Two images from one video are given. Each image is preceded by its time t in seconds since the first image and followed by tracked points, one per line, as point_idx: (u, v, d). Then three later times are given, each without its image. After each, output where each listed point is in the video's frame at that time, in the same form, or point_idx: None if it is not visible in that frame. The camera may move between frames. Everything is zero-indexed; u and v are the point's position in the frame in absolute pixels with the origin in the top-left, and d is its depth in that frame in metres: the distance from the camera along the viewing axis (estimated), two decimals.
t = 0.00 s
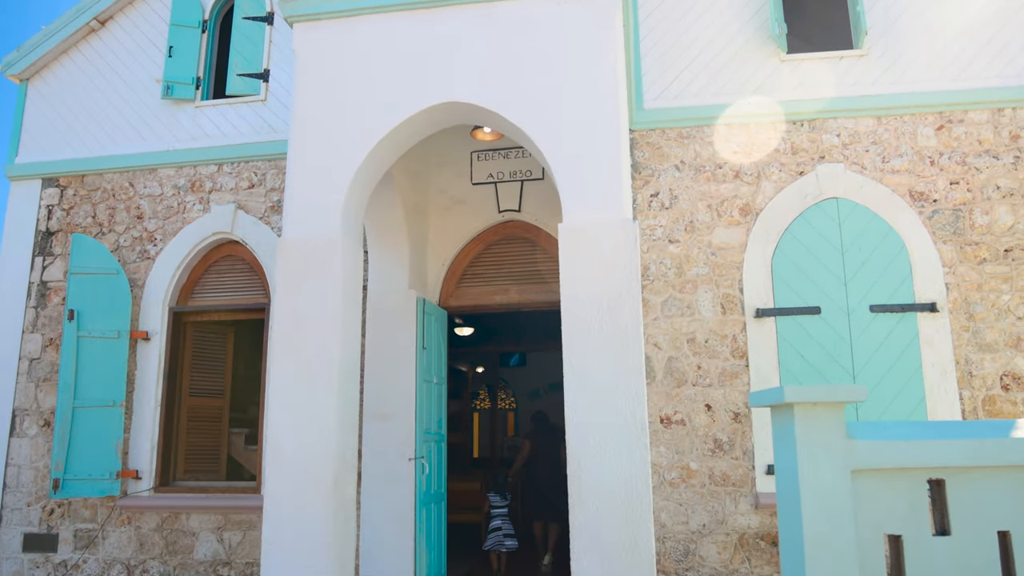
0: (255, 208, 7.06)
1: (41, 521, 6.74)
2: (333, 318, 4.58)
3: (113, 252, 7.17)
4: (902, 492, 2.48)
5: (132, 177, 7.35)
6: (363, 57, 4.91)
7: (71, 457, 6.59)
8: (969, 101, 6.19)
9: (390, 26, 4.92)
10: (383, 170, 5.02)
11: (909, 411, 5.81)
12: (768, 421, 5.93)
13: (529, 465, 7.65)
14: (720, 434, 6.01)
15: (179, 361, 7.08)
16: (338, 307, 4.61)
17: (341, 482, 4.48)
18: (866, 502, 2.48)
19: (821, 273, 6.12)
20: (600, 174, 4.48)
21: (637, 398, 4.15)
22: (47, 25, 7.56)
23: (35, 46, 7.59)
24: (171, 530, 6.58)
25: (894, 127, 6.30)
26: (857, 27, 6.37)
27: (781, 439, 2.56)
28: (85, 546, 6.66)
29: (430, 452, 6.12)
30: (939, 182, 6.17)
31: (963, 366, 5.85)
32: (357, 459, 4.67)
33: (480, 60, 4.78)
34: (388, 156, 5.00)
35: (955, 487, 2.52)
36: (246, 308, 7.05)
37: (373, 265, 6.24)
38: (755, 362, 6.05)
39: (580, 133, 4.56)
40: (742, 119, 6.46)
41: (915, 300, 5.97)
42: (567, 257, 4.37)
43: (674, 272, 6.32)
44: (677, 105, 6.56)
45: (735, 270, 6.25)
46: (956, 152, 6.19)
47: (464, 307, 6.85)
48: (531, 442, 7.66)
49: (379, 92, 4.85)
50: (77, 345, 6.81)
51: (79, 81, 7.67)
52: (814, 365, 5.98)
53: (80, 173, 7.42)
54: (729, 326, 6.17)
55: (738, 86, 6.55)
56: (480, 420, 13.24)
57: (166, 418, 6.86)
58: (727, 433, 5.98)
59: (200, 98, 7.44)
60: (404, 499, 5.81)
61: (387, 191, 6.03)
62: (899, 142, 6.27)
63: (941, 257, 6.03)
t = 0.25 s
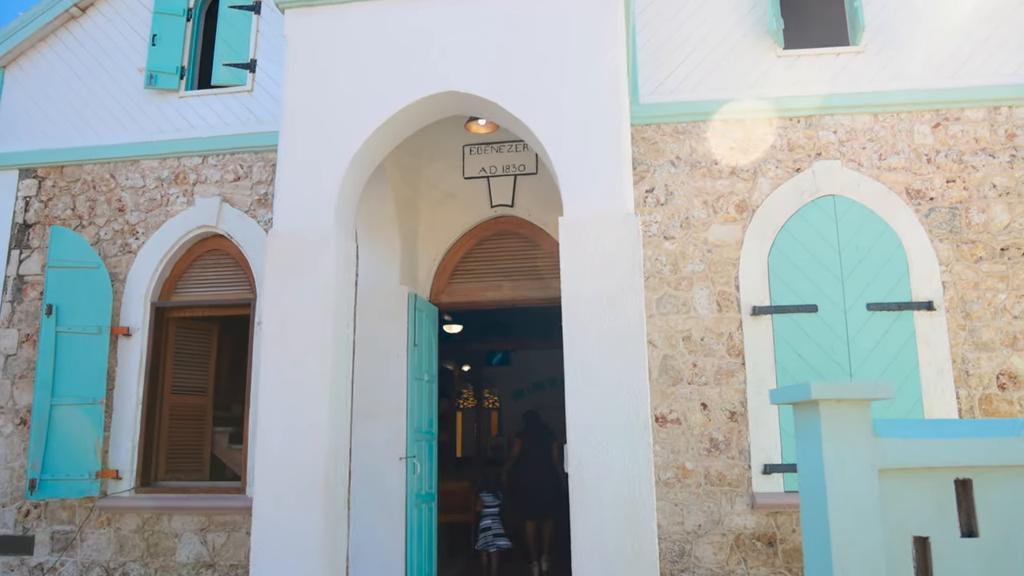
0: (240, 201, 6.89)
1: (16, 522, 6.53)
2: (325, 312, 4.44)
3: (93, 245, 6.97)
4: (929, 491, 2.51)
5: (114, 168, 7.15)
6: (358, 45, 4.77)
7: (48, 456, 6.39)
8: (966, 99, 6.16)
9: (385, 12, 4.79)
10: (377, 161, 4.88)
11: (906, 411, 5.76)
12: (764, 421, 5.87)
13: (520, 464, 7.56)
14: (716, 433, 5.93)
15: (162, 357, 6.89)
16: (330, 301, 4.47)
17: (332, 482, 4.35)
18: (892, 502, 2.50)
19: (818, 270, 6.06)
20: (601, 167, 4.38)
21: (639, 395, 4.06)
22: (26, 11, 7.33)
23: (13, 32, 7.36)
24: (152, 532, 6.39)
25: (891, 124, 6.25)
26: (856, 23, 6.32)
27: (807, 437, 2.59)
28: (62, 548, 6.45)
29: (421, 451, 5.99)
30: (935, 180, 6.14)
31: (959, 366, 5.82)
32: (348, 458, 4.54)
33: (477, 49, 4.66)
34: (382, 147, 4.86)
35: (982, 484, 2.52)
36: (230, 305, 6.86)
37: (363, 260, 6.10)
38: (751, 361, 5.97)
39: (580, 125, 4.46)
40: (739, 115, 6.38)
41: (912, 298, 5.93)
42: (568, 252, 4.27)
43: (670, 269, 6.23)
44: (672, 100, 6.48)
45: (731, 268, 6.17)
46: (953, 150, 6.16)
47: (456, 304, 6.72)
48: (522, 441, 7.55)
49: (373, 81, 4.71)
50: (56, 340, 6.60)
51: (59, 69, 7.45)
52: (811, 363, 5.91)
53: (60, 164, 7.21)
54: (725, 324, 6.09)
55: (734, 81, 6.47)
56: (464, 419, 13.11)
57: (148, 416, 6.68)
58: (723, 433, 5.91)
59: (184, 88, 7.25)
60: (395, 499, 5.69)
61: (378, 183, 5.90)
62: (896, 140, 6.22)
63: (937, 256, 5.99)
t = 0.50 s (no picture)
0: (226, 193, 6.71)
1: None
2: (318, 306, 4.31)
3: (73, 238, 6.76)
4: (960, 488, 2.53)
5: (94, 159, 6.94)
6: (352, 30, 4.64)
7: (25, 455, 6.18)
8: (963, 97, 6.13)
9: None
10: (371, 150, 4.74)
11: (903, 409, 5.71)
12: (761, 419, 5.79)
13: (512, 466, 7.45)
14: (712, 432, 5.85)
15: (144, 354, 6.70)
16: (323, 294, 4.33)
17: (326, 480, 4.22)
18: (922, 498, 2.52)
19: (815, 267, 6.00)
20: (604, 157, 4.27)
21: (644, 392, 3.96)
22: None
23: None
24: (133, 533, 6.20)
25: (888, 121, 6.21)
26: (854, 18, 6.28)
27: (834, 432, 2.63)
28: (39, 551, 6.24)
29: (413, 450, 5.86)
30: (933, 177, 6.10)
31: (956, 364, 5.78)
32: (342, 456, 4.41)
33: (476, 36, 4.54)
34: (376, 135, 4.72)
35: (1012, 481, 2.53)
36: (215, 299, 6.67)
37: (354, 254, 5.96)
38: (748, 359, 5.90)
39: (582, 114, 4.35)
40: (736, 110, 6.31)
41: (910, 296, 5.88)
42: (570, 244, 4.16)
43: (666, 265, 6.14)
44: (669, 94, 6.41)
45: (727, 265, 6.10)
46: (950, 148, 6.12)
47: (447, 300, 6.58)
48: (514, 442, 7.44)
49: (368, 68, 4.58)
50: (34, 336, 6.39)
51: (38, 57, 7.23)
52: (808, 361, 5.85)
53: (38, 154, 6.99)
54: (721, 321, 6.01)
55: (731, 76, 6.40)
56: (449, 419, 12.97)
57: (129, 414, 6.48)
58: (719, 432, 5.83)
59: (169, 78, 7.06)
60: (386, 499, 5.55)
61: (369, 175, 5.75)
62: (893, 137, 6.18)
63: (934, 254, 5.95)
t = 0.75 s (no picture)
0: (212, 185, 6.53)
1: None
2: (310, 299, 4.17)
3: (52, 230, 6.56)
4: (996, 488, 2.51)
5: (75, 149, 6.74)
6: (346, 16, 4.50)
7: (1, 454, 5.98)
8: (960, 94, 6.09)
9: None
10: (364, 139, 4.60)
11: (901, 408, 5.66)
12: (759, 418, 5.72)
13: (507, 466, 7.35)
14: (709, 431, 5.76)
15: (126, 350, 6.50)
16: (315, 286, 4.19)
17: (318, 479, 4.08)
18: (958, 497, 2.50)
19: (812, 264, 5.93)
20: (606, 148, 4.16)
21: (648, 388, 3.86)
22: None
23: None
24: (114, 534, 6.01)
25: (886, 118, 6.16)
26: (851, 13, 6.22)
27: (866, 429, 2.61)
28: (15, 553, 6.04)
29: (405, 449, 5.73)
30: (930, 175, 6.05)
31: (954, 363, 5.74)
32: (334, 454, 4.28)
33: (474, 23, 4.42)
34: (371, 124, 4.59)
35: None
36: (199, 294, 6.49)
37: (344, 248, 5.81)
38: (745, 356, 5.82)
39: (584, 104, 4.24)
40: (733, 105, 6.23)
41: (907, 294, 5.83)
42: (571, 237, 4.05)
43: (662, 261, 6.05)
44: (665, 88, 6.32)
45: (724, 261, 6.02)
46: (947, 145, 6.08)
47: (439, 296, 6.45)
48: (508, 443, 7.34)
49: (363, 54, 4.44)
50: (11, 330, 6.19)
51: (16, 43, 7.02)
52: (806, 359, 5.78)
53: (16, 143, 6.78)
54: (718, 318, 5.93)
55: (728, 71, 6.32)
56: (435, 418, 12.84)
57: (110, 411, 6.29)
58: (716, 431, 5.74)
59: (153, 67, 6.87)
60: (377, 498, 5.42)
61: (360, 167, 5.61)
62: (891, 133, 6.13)
63: (932, 251, 5.91)
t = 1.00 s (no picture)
0: (198, 177, 6.36)
1: None
2: (303, 293, 4.03)
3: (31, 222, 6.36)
4: None
5: (56, 138, 6.54)
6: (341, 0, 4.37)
7: None
8: (959, 91, 6.05)
9: None
10: (358, 128, 4.47)
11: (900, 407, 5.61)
12: (757, 416, 5.64)
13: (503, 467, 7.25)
14: (706, 429, 5.68)
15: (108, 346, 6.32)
16: (308, 279, 4.06)
17: (311, 478, 3.95)
18: (994, 495, 2.49)
19: (810, 261, 5.87)
20: (609, 138, 4.06)
21: (651, 385, 3.76)
22: None
23: None
24: (94, 536, 5.82)
25: (884, 114, 6.10)
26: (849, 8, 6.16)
27: (898, 425, 2.58)
28: None
29: (396, 447, 5.60)
30: (929, 171, 6.00)
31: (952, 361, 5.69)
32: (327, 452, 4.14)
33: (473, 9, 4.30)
34: (365, 112, 4.45)
35: None
36: (185, 289, 6.32)
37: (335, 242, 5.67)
38: (743, 354, 5.74)
39: (586, 93, 4.13)
40: (730, 100, 6.16)
41: (906, 291, 5.78)
42: (573, 229, 3.94)
43: (659, 257, 5.96)
44: (662, 82, 6.23)
45: (721, 257, 5.93)
46: (945, 142, 6.04)
47: (431, 291, 6.32)
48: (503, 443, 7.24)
49: (357, 39, 4.31)
50: None
51: None
52: (804, 357, 5.71)
53: None
54: (716, 316, 5.84)
55: (726, 65, 6.24)
56: (421, 418, 12.70)
57: (91, 409, 6.10)
58: (713, 429, 5.66)
59: (137, 55, 6.69)
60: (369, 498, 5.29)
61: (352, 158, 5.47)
62: (889, 130, 6.08)
63: (930, 249, 5.86)
